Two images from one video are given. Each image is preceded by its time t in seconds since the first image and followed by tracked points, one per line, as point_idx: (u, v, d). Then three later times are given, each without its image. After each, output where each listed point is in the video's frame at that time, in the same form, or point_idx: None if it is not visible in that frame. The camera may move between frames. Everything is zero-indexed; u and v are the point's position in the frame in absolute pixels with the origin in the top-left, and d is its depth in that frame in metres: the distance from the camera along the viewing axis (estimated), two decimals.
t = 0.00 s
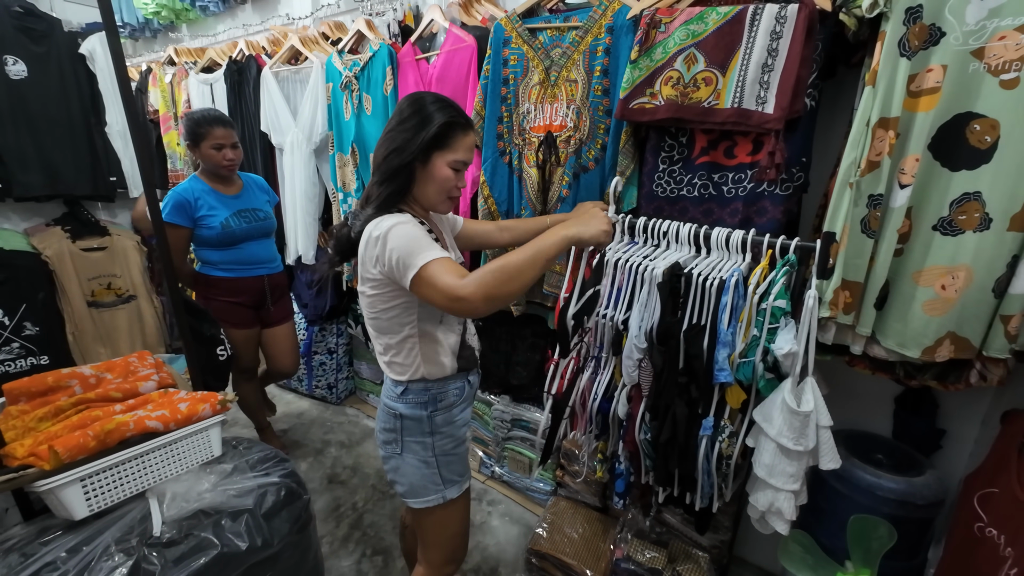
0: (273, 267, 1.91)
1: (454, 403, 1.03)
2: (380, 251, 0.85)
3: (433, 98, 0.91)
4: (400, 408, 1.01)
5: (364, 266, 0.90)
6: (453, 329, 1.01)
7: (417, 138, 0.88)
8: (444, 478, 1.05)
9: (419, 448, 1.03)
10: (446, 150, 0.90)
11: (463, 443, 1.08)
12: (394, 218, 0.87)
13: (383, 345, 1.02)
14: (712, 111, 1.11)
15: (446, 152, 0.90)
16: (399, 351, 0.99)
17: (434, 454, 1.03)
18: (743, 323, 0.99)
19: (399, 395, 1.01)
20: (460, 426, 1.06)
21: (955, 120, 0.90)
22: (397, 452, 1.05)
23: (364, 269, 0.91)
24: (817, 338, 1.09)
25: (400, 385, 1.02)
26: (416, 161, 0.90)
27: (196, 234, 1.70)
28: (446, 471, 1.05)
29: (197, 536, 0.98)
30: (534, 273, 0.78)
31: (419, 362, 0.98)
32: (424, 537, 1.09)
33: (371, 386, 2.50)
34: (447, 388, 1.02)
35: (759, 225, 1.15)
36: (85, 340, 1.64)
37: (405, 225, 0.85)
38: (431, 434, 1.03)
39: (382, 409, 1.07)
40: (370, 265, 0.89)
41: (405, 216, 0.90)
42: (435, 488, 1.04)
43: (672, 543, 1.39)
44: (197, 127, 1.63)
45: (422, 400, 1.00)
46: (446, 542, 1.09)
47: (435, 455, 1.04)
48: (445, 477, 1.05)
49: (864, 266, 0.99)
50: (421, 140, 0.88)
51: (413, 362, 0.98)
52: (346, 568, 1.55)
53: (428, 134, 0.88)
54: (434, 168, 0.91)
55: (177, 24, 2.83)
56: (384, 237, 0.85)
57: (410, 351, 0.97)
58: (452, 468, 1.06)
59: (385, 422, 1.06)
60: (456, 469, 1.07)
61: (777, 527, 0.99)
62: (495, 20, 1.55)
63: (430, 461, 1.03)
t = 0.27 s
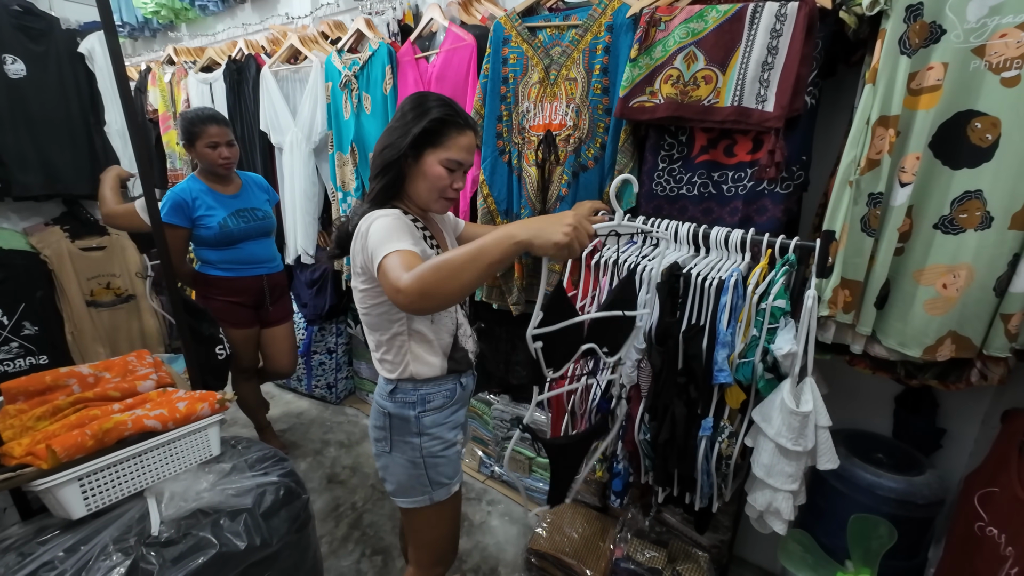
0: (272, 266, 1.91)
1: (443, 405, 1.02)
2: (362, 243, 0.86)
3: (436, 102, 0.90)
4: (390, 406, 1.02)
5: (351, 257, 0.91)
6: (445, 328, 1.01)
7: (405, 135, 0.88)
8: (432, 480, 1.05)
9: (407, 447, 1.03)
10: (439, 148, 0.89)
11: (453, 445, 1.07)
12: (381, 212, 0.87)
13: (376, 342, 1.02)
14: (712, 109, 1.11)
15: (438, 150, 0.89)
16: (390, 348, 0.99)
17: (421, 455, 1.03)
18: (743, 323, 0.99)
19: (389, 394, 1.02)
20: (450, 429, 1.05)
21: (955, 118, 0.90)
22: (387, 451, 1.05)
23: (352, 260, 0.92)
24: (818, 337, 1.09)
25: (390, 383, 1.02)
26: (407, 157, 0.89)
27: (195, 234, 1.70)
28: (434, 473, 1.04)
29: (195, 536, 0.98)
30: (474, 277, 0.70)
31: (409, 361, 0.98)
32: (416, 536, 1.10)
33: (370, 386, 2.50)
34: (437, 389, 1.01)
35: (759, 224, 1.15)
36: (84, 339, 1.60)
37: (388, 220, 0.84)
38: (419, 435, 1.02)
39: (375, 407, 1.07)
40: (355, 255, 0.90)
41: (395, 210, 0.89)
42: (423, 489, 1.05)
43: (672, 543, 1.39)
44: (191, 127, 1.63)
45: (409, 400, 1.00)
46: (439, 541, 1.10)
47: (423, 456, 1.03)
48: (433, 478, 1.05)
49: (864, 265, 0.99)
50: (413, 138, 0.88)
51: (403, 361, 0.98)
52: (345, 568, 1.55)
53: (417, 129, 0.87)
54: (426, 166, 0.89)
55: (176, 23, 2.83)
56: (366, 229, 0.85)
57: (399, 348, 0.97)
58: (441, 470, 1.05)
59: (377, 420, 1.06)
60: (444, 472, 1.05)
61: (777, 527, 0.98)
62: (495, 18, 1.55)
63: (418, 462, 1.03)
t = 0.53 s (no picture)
0: (272, 267, 1.91)
1: (439, 405, 1.02)
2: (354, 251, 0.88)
3: (437, 104, 0.90)
4: (385, 407, 1.02)
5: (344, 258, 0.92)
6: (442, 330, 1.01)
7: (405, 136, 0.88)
8: (430, 481, 1.04)
9: (404, 449, 1.03)
10: (435, 147, 0.89)
11: (450, 446, 1.06)
12: (375, 216, 0.89)
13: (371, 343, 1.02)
14: (713, 108, 1.11)
15: (438, 151, 0.90)
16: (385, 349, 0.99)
17: (418, 457, 1.03)
18: (743, 323, 0.99)
19: (385, 395, 1.02)
20: (446, 430, 1.05)
21: (957, 117, 0.89)
22: (384, 453, 1.05)
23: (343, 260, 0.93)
24: (818, 337, 1.09)
25: (386, 384, 1.02)
26: (404, 159, 0.90)
27: (194, 234, 1.69)
28: (431, 474, 1.04)
29: (195, 536, 0.98)
30: (443, 324, 0.75)
31: (404, 362, 0.98)
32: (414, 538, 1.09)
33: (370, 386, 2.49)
34: (432, 390, 1.01)
35: (759, 224, 1.15)
36: (84, 340, 1.58)
37: (383, 226, 0.86)
38: (415, 436, 1.02)
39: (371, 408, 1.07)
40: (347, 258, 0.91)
41: (389, 213, 0.91)
42: (420, 491, 1.04)
43: (672, 543, 1.39)
44: (191, 126, 1.62)
45: (404, 401, 1.00)
46: (438, 542, 1.10)
47: (420, 457, 1.03)
48: (430, 480, 1.04)
49: (865, 265, 0.99)
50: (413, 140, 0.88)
51: (398, 362, 0.98)
52: (345, 568, 1.55)
53: (417, 131, 0.87)
54: (426, 168, 0.90)
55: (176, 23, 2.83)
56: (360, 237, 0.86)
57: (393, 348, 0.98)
58: (438, 471, 1.05)
59: (373, 422, 1.06)
60: (441, 473, 1.05)
61: (777, 528, 0.98)
62: (494, 17, 1.55)
63: (414, 463, 1.03)
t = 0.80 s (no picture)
0: (271, 266, 1.90)
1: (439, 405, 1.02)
2: (354, 263, 0.87)
3: (435, 100, 0.90)
4: (385, 408, 1.02)
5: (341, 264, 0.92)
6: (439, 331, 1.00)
7: (421, 143, 0.87)
8: (431, 481, 1.05)
9: (404, 449, 1.03)
10: (433, 146, 0.87)
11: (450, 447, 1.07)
12: (376, 226, 0.87)
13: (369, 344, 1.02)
14: (712, 108, 1.11)
15: (448, 158, 0.90)
16: (384, 350, 0.99)
17: (419, 457, 1.03)
18: (742, 323, 0.99)
19: (385, 396, 1.01)
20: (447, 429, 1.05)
21: (957, 116, 0.89)
22: (383, 454, 1.05)
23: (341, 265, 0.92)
24: (818, 337, 1.09)
25: (385, 385, 1.02)
26: (416, 167, 0.88)
27: (193, 234, 1.69)
28: (432, 474, 1.04)
29: (193, 536, 0.97)
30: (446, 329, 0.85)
31: (404, 363, 0.98)
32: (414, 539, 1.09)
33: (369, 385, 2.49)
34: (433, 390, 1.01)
35: (759, 223, 1.15)
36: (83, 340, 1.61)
37: (386, 241, 0.85)
38: (416, 436, 1.02)
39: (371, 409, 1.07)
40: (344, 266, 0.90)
41: (390, 221, 0.89)
42: (420, 491, 1.04)
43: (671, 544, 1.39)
44: (190, 125, 1.62)
45: (406, 401, 1.00)
46: (436, 542, 1.09)
47: (420, 457, 1.03)
48: (431, 480, 1.05)
49: (865, 264, 0.99)
50: (425, 145, 0.87)
51: (398, 363, 0.98)
52: (344, 568, 1.54)
53: (433, 139, 0.87)
54: (436, 174, 0.90)
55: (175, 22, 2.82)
56: (362, 250, 0.85)
57: (394, 351, 0.98)
58: (439, 471, 1.05)
59: (373, 422, 1.06)
60: (442, 472, 1.05)
61: (777, 529, 0.98)
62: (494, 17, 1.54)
63: (415, 463, 1.03)
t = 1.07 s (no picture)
0: (271, 266, 1.90)
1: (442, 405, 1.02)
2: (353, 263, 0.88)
3: (434, 99, 0.89)
4: (387, 408, 1.01)
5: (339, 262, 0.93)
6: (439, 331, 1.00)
7: (421, 143, 0.87)
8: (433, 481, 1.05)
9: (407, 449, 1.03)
10: (432, 144, 0.87)
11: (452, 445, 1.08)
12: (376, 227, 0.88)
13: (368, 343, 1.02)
14: (712, 107, 1.10)
15: (448, 158, 0.90)
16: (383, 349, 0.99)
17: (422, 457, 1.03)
18: (742, 322, 0.98)
19: (387, 396, 1.01)
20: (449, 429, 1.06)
21: (957, 115, 0.89)
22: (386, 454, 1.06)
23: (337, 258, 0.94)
24: (818, 336, 1.09)
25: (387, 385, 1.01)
26: (415, 166, 0.88)
27: (193, 233, 1.69)
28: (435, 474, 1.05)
29: (192, 536, 0.97)
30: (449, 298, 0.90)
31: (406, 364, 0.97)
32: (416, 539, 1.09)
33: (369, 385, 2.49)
34: (436, 390, 1.01)
35: (759, 222, 1.14)
36: (81, 340, 1.60)
37: (385, 244, 0.86)
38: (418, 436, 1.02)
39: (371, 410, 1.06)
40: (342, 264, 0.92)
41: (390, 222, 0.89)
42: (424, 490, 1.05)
43: (672, 544, 1.38)
44: (190, 124, 1.62)
45: (407, 402, 1.00)
46: (436, 543, 1.09)
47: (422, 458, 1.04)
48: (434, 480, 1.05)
49: (866, 264, 0.98)
50: (423, 143, 0.87)
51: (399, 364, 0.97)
52: (343, 568, 1.54)
53: (433, 139, 0.87)
54: (435, 174, 0.90)
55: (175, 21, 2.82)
56: (362, 253, 0.87)
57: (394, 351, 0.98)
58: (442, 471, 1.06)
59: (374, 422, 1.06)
60: (444, 472, 1.05)
61: (777, 528, 0.98)
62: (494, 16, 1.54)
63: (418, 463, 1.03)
